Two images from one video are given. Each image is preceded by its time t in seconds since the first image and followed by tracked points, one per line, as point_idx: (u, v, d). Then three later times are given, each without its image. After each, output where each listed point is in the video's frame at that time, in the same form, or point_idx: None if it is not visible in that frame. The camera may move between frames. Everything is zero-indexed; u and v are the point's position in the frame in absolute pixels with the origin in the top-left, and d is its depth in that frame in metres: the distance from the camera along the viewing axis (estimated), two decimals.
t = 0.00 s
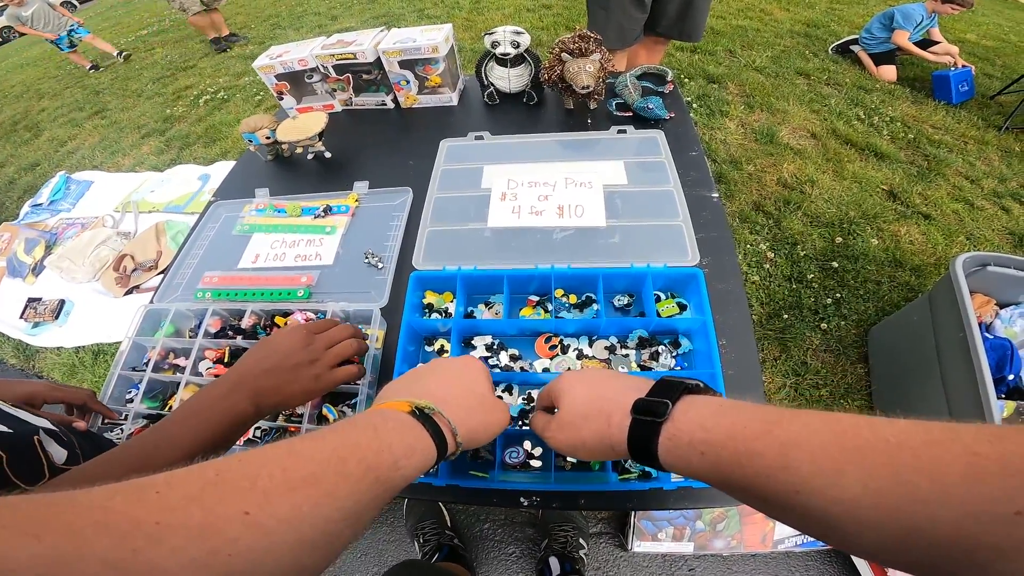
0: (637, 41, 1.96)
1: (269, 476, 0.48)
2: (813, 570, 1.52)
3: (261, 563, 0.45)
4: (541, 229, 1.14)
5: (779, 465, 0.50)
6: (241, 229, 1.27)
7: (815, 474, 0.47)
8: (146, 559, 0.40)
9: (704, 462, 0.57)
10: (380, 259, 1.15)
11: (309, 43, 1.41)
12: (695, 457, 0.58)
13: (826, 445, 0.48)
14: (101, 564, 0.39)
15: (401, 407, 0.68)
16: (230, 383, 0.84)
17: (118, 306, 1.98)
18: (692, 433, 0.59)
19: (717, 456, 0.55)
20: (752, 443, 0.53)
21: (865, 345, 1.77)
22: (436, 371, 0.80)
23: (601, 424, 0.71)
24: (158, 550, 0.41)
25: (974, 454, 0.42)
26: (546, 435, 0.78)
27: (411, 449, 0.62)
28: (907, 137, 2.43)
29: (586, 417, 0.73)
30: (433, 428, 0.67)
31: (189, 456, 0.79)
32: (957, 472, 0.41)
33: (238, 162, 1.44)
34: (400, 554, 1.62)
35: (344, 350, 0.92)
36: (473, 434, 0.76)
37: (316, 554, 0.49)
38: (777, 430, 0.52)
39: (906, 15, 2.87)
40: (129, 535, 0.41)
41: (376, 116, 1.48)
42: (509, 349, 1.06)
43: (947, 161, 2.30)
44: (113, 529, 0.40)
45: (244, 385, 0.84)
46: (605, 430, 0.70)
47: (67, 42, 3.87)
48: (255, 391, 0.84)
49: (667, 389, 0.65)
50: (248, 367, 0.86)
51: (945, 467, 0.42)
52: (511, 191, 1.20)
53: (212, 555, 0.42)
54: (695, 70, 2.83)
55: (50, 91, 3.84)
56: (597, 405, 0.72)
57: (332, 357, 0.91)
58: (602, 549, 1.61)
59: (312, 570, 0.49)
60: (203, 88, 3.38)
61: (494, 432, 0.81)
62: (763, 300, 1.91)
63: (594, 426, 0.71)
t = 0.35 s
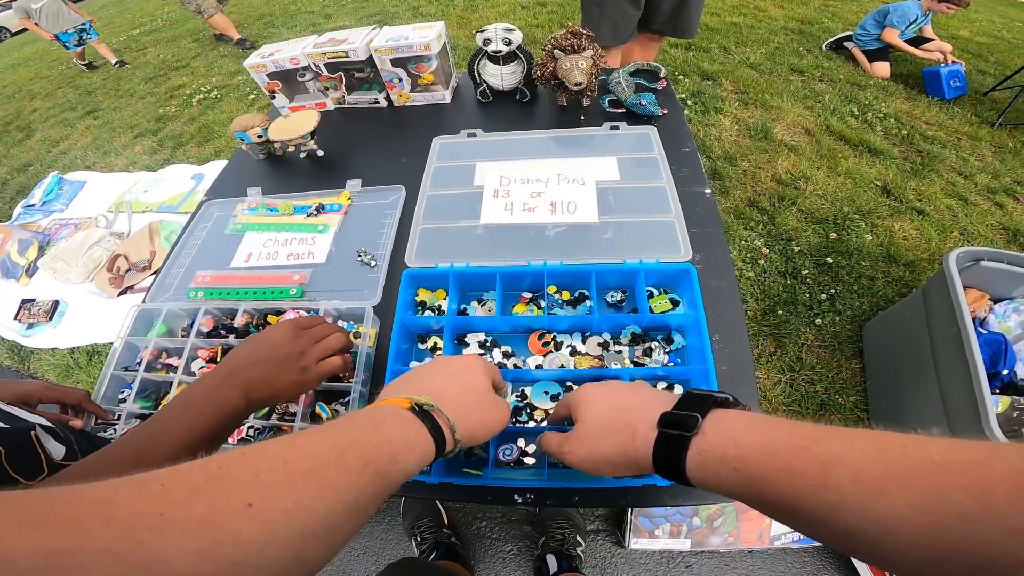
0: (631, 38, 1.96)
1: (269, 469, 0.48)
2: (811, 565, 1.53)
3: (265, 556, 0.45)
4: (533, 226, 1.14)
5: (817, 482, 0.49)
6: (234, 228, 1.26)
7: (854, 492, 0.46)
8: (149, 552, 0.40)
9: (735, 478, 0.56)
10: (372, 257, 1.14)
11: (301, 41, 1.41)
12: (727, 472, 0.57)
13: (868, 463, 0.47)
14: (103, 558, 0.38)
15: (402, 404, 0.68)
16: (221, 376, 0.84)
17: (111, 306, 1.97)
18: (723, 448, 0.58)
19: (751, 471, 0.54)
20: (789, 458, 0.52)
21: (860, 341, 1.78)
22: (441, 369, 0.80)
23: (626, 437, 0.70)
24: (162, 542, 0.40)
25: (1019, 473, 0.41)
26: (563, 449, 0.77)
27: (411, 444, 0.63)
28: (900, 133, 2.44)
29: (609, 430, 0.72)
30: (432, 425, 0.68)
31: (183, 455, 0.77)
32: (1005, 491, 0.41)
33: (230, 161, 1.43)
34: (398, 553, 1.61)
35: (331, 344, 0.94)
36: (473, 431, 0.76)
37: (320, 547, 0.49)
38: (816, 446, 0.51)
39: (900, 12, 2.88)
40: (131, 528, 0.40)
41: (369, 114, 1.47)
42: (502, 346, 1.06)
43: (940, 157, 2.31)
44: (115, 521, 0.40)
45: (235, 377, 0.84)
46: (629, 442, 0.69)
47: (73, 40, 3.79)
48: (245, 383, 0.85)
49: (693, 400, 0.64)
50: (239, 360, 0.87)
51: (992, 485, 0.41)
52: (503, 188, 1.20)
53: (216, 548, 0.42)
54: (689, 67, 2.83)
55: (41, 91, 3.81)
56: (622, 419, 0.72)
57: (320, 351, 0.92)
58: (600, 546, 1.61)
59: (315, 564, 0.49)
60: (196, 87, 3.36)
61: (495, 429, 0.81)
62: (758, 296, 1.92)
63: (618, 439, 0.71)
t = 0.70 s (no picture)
0: (622, 37, 1.97)
1: (273, 464, 0.50)
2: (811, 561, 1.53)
3: (270, 549, 0.46)
4: (524, 227, 1.14)
5: (824, 488, 0.49)
6: (226, 233, 1.26)
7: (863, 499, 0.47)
8: (156, 545, 0.41)
9: (740, 482, 0.56)
10: (365, 260, 1.14)
11: (291, 46, 1.41)
12: (731, 476, 0.57)
13: (875, 469, 0.48)
14: (112, 550, 0.40)
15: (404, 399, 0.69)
16: (217, 396, 0.86)
17: (107, 313, 1.96)
18: (728, 452, 0.58)
19: (755, 476, 0.55)
20: (794, 464, 0.52)
21: (856, 337, 1.78)
22: (442, 366, 0.80)
23: (628, 441, 0.71)
24: (168, 535, 0.42)
25: None
26: (566, 455, 0.78)
27: (415, 437, 0.64)
28: (892, 129, 2.44)
29: (610, 434, 0.74)
30: (433, 418, 0.69)
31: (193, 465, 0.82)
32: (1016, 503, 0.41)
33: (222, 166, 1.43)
34: (399, 554, 1.61)
35: (321, 354, 0.94)
36: (475, 425, 0.77)
37: (323, 542, 0.51)
38: (822, 452, 0.51)
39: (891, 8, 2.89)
40: (137, 522, 0.42)
41: (361, 117, 1.48)
42: (495, 347, 1.06)
43: (932, 152, 2.32)
44: (122, 515, 0.42)
45: (231, 398, 0.86)
46: (631, 447, 0.71)
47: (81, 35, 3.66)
48: (240, 404, 0.86)
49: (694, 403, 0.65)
50: (231, 380, 0.88)
51: (997, 489, 0.42)
52: (494, 189, 1.20)
53: (221, 542, 0.44)
54: (681, 65, 2.83)
55: (33, 97, 3.80)
56: (623, 422, 0.73)
57: (309, 363, 0.93)
58: (600, 545, 1.61)
59: (320, 558, 0.51)
60: (188, 92, 3.36)
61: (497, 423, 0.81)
62: (754, 292, 1.92)
63: (620, 444, 0.72)
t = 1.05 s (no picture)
0: (614, 37, 1.97)
1: (268, 467, 0.49)
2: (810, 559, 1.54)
3: (263, 552, 0.46)
4: (515, 226, 1.15)
5: (842, 508, 0.49)
6: (217, 236, 1.26)
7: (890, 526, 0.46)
8: (148, 547, 0.41)
9: (755, 505, 0.56)
10: (358, 261, 1.14)
11: (281, 47, 1.41)
12: (746, 500, 0.56)
13: (895, 487, 0.48)
14: (102, 553, 0.39)
15: (398, 402, 0.70)
16: (170, 422, 0.85)
17: (100, 317, 1.95)
18: (745, 475, 0.57)
19: (771, 500, 0.54)
20: (813, 485, 0.52)
21: (849, 332, 1.79)
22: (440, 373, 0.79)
23: (636, 460, 0.68)
24: (161, 538, 0.41)
25: None
26: (569, 474, 0.75)
27: (407, 442, 0.64)
28: (882, 126, 2.46)
29: (619, 454, 0.70)
30: (429, 424, 0.69)
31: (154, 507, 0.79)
32: None
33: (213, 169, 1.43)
34: (397, 555, 1.61)
35: (260, 369, 0.95)
36: (470, 430, 0.76)
37: (316, 543, 0.51)
38: (840, 474, 0.51)
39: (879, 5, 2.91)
40: (131, 525, 0.41)
41: (352, 118, 1.47)
42: (489, 346, 1.07)
43: (922, 149, 2.34)
44: (114, 517, 0.41)
45: (184, 422, 0.85)
46: (641, 469, 0.67)
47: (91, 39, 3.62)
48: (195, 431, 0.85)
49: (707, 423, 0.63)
50: (180, 405, 0.87)
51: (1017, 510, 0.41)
52: (486, 188, 1.20)
53: (214, 544, 0.43)
54: (673, 64, 2.85)
55: (22, 101, 3.78)
56: (632, 441, 0.70)
57: (251, 378, 0.93)
58: (599, 544, 1.60)
59: (311, 562, 0.51)
60: (179, 95, 3.35)
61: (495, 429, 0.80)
62: (747, 290, 1.93)
63: (627, 463, 0.69)
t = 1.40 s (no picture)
0: (599, 39, 1.99)
1: (269, 461, 0.50)
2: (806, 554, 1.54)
3: (264, 543, 0.47)
4: (503, 227, 1.15)
5: (838, 504, 0.49)
6: (205, 243, 1.25)
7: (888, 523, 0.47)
8: (150, 538, 0.42)
9: (751, 501, 0.56)
10: (347, 266, 1.14)
11: (265, 54, 1.41)
12: (741, 496, 0.57)
13: (889, 486, 0.48)
14: (102, 543, 0.40)
15: (396, 399, 0.69)
16: (113, 425, 0.86)
17: (88, 327, 1.93)
18: (738, 471, 0.57)
19: (767, 494, 0.55)
20: (808, 480, 0.52)
21: (838, 328, 1.81)
22: (442, 369, 0.79)
23: (632, 458, 0.69)
24: (162, 530, 0.42)
25: None
26: (567, 472, 0.75)
27: (404, 436, 0.63)
28: (865, 123, 2.50)
29: (616, 451, 0.70)
30: (425, 421, 0.68)
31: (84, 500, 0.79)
32: None
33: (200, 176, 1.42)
34: (395, 561, 1.60)
35: (216, 380, 0.93)
36: (467, 429, 0.76)
37: (316, 537, 0.51)
38: (835, 469, 0.51)
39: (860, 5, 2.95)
40: (132, 519, 0.42)
41: (340, 124, 1.48)
42: (479, 348, 1.07)
43: (904, 146, 2.37)
44: (115, 511, 0.42)
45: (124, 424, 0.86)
46: (638, 466, 0.68)
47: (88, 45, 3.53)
48: (136, 431, 0.85)
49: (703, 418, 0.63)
50: (126, 411, 0.88)
51: (1009, 504, 0.42)
52: (474, 191, 1.21)
53: (215, 536, 0.44)
54: (658, 65, 2.88)
55: (5, 111, 3.73)
56: (628, 438, 0.70)
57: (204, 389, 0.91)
58: (596, 545, 1.60)
59: (312, 555, 0.51)
60: (164, 102, 3.33)
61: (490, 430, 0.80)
62: (737, 288, 1.95)
63: (624, 460, 0.69)
